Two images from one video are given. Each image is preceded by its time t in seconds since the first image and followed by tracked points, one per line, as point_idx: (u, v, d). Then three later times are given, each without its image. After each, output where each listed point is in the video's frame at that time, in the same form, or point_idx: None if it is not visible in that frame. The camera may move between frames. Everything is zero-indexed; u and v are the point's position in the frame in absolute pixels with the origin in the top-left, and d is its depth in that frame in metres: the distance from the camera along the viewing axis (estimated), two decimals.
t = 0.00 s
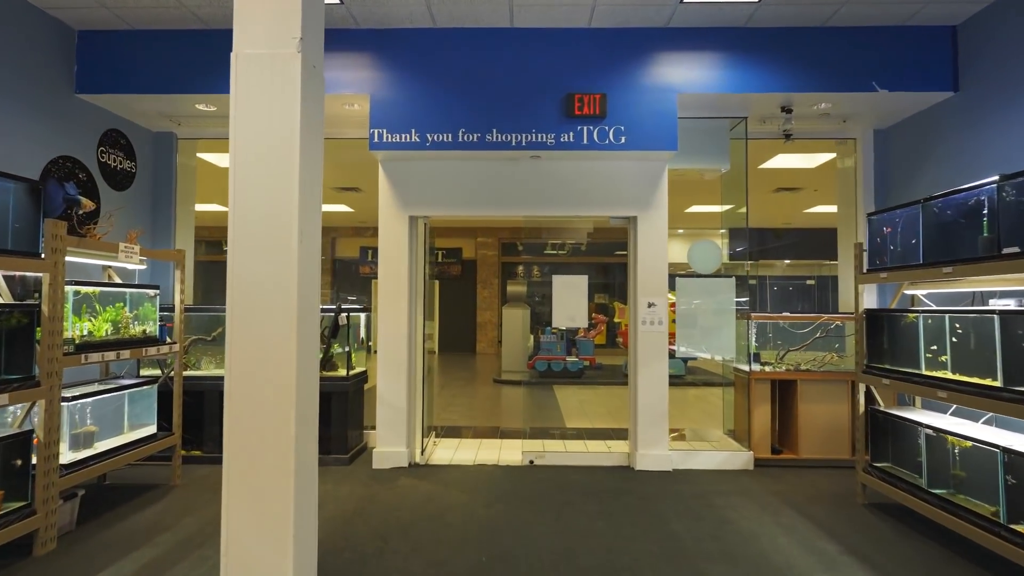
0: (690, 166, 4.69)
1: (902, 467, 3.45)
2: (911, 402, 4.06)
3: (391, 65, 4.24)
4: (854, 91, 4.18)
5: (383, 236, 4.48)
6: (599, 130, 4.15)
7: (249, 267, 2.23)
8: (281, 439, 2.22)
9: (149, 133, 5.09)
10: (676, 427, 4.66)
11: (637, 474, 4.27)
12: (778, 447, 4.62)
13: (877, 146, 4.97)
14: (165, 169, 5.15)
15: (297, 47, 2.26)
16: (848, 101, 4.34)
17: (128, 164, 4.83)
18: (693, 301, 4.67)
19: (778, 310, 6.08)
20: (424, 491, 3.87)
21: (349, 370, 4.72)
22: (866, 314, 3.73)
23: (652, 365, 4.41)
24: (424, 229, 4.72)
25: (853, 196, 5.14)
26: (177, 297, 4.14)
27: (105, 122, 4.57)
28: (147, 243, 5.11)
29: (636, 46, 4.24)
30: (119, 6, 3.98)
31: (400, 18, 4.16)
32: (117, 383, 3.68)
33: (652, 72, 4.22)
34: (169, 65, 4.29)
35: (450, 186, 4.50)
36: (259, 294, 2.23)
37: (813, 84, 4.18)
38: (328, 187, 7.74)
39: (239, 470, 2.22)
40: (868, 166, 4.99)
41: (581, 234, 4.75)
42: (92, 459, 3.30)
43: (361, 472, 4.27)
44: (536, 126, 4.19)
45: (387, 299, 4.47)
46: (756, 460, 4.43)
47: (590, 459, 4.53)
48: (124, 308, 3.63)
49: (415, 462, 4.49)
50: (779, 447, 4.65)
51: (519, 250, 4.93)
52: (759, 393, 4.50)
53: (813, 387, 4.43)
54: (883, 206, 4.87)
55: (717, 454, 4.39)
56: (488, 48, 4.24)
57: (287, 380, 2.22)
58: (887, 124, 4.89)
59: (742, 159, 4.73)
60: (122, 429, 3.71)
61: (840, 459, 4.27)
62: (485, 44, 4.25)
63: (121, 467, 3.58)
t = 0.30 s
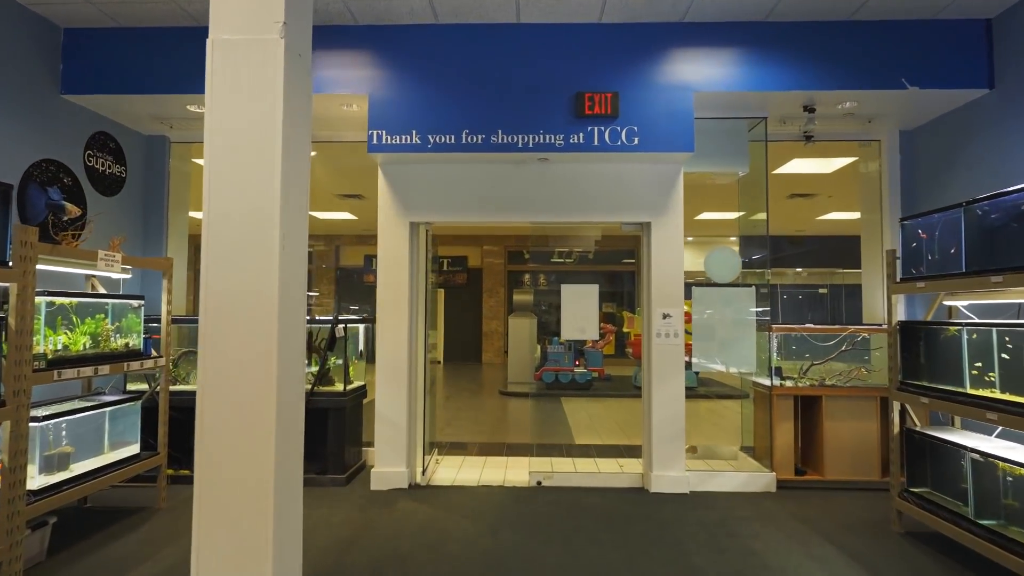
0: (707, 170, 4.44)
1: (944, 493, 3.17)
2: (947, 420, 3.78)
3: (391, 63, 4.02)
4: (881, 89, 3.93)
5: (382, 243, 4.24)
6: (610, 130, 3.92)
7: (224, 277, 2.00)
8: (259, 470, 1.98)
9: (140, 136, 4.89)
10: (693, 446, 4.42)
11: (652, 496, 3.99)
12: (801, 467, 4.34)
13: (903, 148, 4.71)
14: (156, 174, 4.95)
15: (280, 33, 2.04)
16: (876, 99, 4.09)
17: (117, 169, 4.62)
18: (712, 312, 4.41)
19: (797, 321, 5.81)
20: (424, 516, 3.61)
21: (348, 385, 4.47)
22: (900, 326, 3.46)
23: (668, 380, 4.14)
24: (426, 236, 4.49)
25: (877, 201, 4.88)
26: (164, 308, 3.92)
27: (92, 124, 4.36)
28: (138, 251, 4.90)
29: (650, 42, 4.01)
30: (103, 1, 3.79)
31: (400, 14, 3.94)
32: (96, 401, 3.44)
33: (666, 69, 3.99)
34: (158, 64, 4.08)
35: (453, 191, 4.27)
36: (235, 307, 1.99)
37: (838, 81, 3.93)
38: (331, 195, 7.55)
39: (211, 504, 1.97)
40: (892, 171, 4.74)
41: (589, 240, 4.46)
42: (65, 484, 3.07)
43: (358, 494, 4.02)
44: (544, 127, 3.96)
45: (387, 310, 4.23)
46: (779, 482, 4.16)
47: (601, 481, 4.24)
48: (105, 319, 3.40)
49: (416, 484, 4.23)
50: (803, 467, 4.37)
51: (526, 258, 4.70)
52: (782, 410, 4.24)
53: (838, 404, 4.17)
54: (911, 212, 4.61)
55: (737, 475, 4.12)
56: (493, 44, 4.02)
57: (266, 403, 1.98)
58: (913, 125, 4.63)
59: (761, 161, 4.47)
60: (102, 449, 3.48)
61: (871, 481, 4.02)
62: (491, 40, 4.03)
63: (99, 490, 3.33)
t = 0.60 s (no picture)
0: (727, 186, 4.20)
1: (996, 541, 2.87)
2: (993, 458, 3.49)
3: (393, 75, 3.83)
4: (913, 99, 3.69)
5: (382, 264, 4.01)
6: (624, 144, 3.69)
7: (193, 304, 1.75)
8: (226, 526, 1.71)
9: (134, 154, 4.72)
10: (713, 482, 4.04)
11: (671, 538, 3.69)
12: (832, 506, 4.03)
13: (933, 164, 4.47)
14: (150, 192, 4.76)
15: (260, 28, 1.81)
16: (905, 111, 3.85)
17: (107, 188, 4.44)
18: (734, 337, 4.14)
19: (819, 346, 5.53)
20: (423, 560, 3.33)
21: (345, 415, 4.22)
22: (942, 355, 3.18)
23: (687, 410, 3.86)
24: (429, 256, 4.26)
25: (905, 219, 4.62)
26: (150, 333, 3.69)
27: (81, 140, 4.18)
28: (129, 272, 4.70)
29: (665, 51, 3.80)
30: (92, 10, 3.62)
31: (403, 23, 3.75)
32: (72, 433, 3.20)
33: (682, 80, 3.77)
34: (150, 77, 3.90)
35: (457, 209, 4.04)
36: (204, 338, 1.75)
37: (866, 92, 3.70)
38: (335, 215, 7.35)
39: (172, 565, 1.71)
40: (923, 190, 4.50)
41: (599, 261, 4.22)
42: (25, 529, 2.78)
43: (353, 534, 3.74)
44: (553, 141, 3.73)
45: (387, 335, 3.99)
46: (807, 521, 3.86)
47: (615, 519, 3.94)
48: (83, 345, 3.17)
49: (415, 521, 3.95)
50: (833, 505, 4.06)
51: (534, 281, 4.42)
52: (810, 443, 3.96)
53: (872, 437, 3.87)
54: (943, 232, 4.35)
55: (761, 514, 3.82)
56: (500, 55, 3.82)
57: (236, 449, 1.72)
58: (943, 140, 4.39)
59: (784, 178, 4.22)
60: (77, 486, 3.22)
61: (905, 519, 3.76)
62: (498, 51, 3.83)
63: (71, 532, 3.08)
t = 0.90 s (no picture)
0: (746, 218, 3.99)
1: None
2: None
3: (394, 102, 3.68)
4: (942, 125, 3.49)
5: (381, 299, 3.80)
6: (637, 173, 3.50)
7: (154, 341, 1.51)
8: None
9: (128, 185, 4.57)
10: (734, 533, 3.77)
11: None
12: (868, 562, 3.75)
13: (959, 193, 4.23)
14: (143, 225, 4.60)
15: (238, 39, 1.63)
16: (933, 139, 3.65)
17: (98, 219, 4.27)
18: (756, 379, 3.84)
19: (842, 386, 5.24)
20: None
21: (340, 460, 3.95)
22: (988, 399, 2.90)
23: (707, 458, 3.59)
24: (431, 292, 4.03)
25: (932, 252, 4.38)
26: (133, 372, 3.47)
27: (72, 170, 4.03)
28: (118, 307, 4.50)
29: (679, 77, 3.64)
30: (84, 37, 3.50)
31: (406, 49, 3.62)
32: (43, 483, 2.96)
33: (698, 106, 3.59)
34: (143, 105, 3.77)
35: (462, 241, 3.85)
36: (164, 381, 1.50)
37: (892, 118, 3.50)
38: (339, 249, 7.18)
39: None
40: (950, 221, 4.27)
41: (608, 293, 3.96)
42: None
43: None
44: (562, 170, 3.55)
45: (385, 374, 3.75)
46: None
47: None
48: (58, 387, 2.96)
49: None
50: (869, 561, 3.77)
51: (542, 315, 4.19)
52: (842, 495, 3.69)
53: (908, 486, 3.58)
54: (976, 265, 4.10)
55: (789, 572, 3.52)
56: (506, 81, 3.67)
57: (197, 512, 1.45)
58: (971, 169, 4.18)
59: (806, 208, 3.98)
60: (46, 541, 2.97)
61: None
62: (504, 77, 3.68)
63: None
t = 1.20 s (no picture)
0: (764, 247, 3.78)
1: None
2: None
3: (394, 126, 3.51)
4: (972, 150, 3.29)
5: (377, 333, 3.58)
6: (650, 199, 3.30)
7: (97, 385, 1.28)
8: None
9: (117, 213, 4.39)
10: None
11: None
12: None
13: (987, 221, 4.02)
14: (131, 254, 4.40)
15: (209, 40, 1.44)
16: (962, 163, 3.46)
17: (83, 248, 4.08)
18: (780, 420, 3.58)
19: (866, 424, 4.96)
20: None
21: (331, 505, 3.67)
22: None
23: (730, 506, 3.31)
24: (431, 324, 3.80)
25: (961, 284, 4.15)
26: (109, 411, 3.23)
27: (56, 197, 3.86)
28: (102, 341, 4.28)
29: (692, 99, 3.47)
30: (70, 58, 3.36)
31: (406, 71, 3.47)
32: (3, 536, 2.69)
33: (713, 130, 3.41)
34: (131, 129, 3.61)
35: (463, 271, 3.63)
36: (107, 434, 1.26)
37: (919, 142, 3.31)
38: (338, 280, 6.98)
39: None
40: (979, 251, 4.05)
41: (615, 325, 3.73)
42: None
43: None
44: (570, 196, 3.35)
45: (381, 413, 3.50)
46: None
47: None
48: (23, 428, 2.71)
49: None
50: None
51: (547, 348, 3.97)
52: (875, 546, 3.38)
53: (947, 538, 3.30)
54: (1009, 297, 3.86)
55: None
56: (511, 104, 3.51)
57: None
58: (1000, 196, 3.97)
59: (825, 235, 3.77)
60: None
61: None
62: (509, 100, 3.51)
63: None
